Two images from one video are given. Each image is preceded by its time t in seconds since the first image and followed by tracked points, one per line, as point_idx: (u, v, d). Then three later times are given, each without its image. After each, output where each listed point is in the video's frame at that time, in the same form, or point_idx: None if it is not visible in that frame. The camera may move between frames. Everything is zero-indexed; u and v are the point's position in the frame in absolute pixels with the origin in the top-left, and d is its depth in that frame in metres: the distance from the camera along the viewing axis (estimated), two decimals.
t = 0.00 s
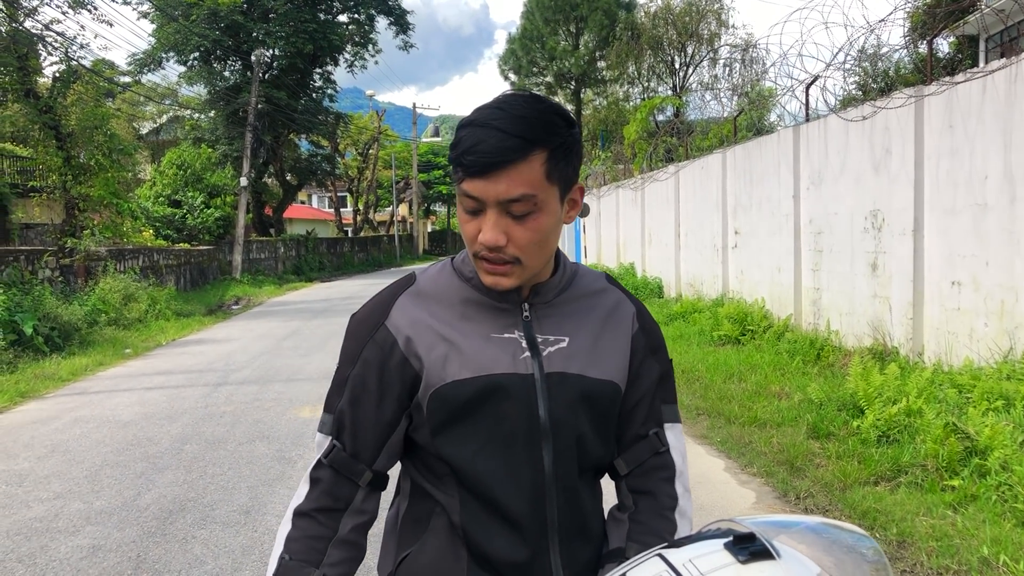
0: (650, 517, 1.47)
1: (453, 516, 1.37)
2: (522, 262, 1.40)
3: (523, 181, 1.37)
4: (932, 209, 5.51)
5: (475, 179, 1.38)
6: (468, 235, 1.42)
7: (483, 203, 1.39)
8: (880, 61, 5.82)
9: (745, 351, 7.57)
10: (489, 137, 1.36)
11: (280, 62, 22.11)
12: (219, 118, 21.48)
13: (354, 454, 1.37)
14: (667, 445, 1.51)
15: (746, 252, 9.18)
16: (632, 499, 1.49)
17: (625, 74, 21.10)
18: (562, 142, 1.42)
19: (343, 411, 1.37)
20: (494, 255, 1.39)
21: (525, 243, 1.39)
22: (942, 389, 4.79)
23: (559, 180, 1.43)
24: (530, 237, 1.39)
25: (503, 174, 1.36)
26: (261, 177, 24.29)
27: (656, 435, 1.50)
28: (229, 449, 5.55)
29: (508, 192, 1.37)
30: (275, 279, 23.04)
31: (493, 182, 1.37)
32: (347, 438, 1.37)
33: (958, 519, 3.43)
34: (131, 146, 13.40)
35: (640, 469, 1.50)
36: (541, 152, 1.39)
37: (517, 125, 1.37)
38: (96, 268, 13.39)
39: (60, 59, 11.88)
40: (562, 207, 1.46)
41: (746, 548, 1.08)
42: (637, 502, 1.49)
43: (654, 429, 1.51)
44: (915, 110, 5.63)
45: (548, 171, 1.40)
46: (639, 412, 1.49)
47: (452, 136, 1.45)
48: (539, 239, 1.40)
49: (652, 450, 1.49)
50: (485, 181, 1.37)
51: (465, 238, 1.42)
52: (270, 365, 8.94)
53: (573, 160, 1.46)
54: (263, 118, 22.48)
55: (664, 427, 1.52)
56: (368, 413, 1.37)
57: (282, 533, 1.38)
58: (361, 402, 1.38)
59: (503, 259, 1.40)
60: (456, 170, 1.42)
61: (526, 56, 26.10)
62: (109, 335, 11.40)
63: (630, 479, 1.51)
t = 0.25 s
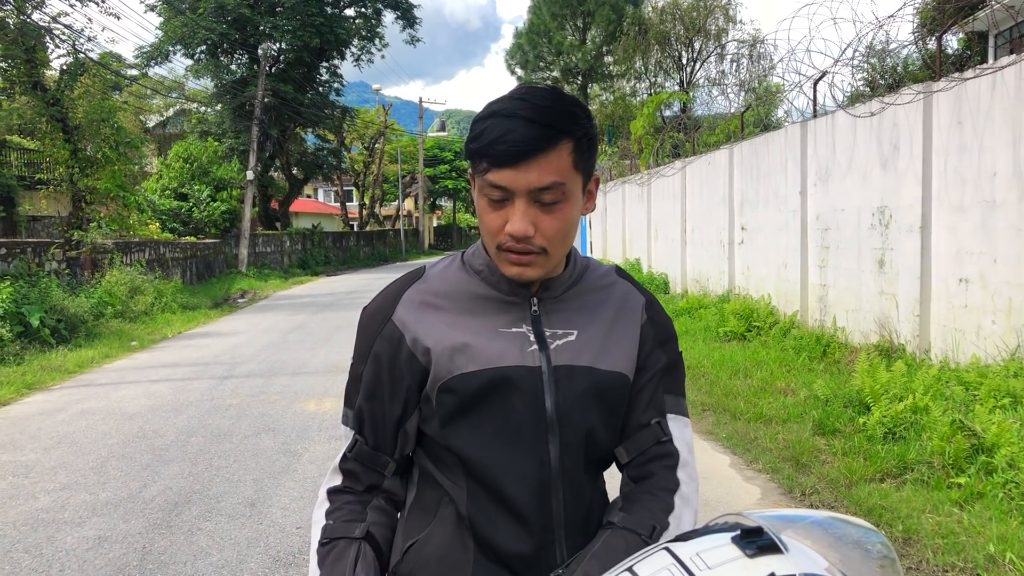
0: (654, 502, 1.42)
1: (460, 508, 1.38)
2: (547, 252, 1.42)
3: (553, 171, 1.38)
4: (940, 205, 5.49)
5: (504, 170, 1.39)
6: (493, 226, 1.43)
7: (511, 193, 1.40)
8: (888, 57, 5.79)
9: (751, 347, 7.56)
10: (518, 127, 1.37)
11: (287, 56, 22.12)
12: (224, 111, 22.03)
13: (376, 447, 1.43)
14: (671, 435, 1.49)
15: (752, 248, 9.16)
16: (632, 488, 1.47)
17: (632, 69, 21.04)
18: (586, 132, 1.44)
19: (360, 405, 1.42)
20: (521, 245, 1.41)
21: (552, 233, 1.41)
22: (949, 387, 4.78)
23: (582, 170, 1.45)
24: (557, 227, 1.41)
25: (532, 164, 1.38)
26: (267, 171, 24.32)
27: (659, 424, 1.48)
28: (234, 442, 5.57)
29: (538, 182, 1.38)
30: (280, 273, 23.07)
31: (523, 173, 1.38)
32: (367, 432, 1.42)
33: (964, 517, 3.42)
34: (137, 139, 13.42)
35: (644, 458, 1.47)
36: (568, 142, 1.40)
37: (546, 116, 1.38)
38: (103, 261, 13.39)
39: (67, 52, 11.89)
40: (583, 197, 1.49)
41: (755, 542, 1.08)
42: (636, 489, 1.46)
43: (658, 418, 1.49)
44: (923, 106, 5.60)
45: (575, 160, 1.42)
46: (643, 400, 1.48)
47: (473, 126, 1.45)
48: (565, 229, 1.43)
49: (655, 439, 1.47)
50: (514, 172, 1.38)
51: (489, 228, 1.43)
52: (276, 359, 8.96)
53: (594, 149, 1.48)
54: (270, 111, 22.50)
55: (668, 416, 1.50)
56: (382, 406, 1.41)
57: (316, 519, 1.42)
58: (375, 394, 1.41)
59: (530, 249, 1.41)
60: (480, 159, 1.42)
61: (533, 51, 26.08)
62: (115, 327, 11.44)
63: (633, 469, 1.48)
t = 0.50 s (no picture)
0: (642, 464, 1.39)
1: (458, 502, 1.39)
2: (565, 237, 1.46)
3: (574, 156, 1.43)
4: (944, 203, 5.47)
5: (527, 153, 1.42)
6: (511, 212, 1.45)
7: (532, 177, 1.43)
8: (892, 55, 5.77)
9: (754, 345, 7.55)
10: (540, 112, 1.41)
11: (290, 51, 22.11)
12: (229, 106, 21.24)
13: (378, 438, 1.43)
14: (666, 423, 1.45)
15: (755, 246, 9.16)
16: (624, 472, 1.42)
17: (636, 66, 21.03)
18: (598, 121, 1.50)
19: (362, 396, 1.43)
20: (541, 231, 1.44)
21: (571, 218, 1.45)
22: (951, 386, 4.77)
23: (595, 159, 1.50)
24: (576, 211, 1.46)
25: (554, 149, 1.42)
26: (271, 166, 24.34)
27: (655, 412, 1.45)
28: (236, 436, 5.58)
29: (560, 166, 1.43)
30: (283, 268, 23.09)
31: (546, 157, 1.42)
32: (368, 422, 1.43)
33: (966, 515, 3.42)
34: (141, 134, 13.44)
35: (635, 444, 1.43)
36: (586, 128, 1.46)
37: (568, 101, 1.42)
38: (106, 255, 13.44)
39: (71, 46, 11.89)
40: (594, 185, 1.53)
41: (756, 538, 1.08)
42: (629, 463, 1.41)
43: (654, 406, 1.46)
44: (927, 104, 5.58)
45: (590, 147, 1.47)
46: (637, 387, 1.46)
47: (488, 116, 1.47)
48: (581, 214, 1.47)
49: (649, 425, 1.43)
50: (536, 156, 1.42)
51: (506, 215, 1.46)
52: (278, 354, 8.98)
53: (602, 141, 1.54)
54: (274, 106, 22.52)
55: (664, 406, 1.47)
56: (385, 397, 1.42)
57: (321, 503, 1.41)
58: (376, 385, 1.42)
59: (550, 233, 1.44)
60: (499, 145, 1.45)
61: (537, 48, 26.06)
62: (118, 322, 11.46)
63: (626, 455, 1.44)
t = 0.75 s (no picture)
0: (649, 458, 1.41)
1: (452, 498, 1.38)
2: (559, 223, 1.46)
3: (567, 142, 1.44)
4: (939, 206, 5.48)
5: (520, 137, 1.43)
6: (505, 196, 1.45)
7: (526, 162, 1.44)
8: (888, 57, 5.78)
9: (748, 346, 7.55)
10: (534, 98, 1.43)
11: (287, 51, 22.08)
12: (226, 106, 21.72)
13: (373, 426, 1.40)
14: (663, 428, 1.47)
15: (751, 247, 9.16)
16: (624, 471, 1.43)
17: (632, 68, 21.05)
18: (591, 114, 1.51)
19: (353, 385, 1.39)
20: (535, 214, 1.44)
21: (565, 204, 1.45)
22: (945, 387, 4.77)
23: (589, 151, 1.51)
24: (569, 198, 1.46)
25: (548, 133, 1.43)
26: (267, 166, 24.30)
27: (651, 416, 1.46)
28: (231, 436, 5.56)
29: (554, 150, 1.44)
30: (279, 268, 23.04)
31: (540, 141, 1.43)
32: (362, 410, 1.39)
33: (959, 518, 3.43)
34: (137, 133, 13.41)
35: (634, 448, 1.44)
36: (579, 118, 1.47)
37: (560, 89, 1.44)
38: (101, 254, 13.39)
39: (67, 45, 11.86)
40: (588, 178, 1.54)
41: (746, 543, 1.07)
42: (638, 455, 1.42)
43: (651, 411, 1.47)
44: (923, 106, 5.59)
45: (584, 137, 1.48)
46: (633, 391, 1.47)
47: (483, 107, 1.49)
48: (575, 201, 1.47)
49: (646, 430, 1.45)
50: (530, 140, 1.43)
51: (500, 199, 1.45)
52: (274, 353, 8.96)
53: (597, 135, 1.55)
54: (270, 106, 22.48)
55: (660, 412, 1.48)
56: (381, 387, 1.40)
57: (310, 481, 1.34)
58: (371, 375, 1.40)
59: (545, 217, 1.44)
60: (494, 133, 1.46)
61: (534, 49, 26.06)
62: (113, 321, 11.42)
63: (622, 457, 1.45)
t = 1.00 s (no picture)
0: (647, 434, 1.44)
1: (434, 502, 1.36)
2: (548, 223, 1.45)
3: (554, 143, 1.44)
4: (923, 209, 5.51)
5: (510, 138, 1.41)
6: (495, 197, 1.42)
7: (516, 161, 1.42)
8: (873, 61, 5.81)
9: (734, 349, 7.58)
10: (521, 99, 1.41)
11: (273, 53, 21.99)
12: (211, 108, 21.68)
13: (373, 419, 1.36)
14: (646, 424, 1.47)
15: (736, 250, 9.20)
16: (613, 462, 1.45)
17: (619, 71, 21.13)
18: (572, 118, 1.51)
19: (346, 385, 1.36)
20: (527, 214, 1.42)
21: (553, 204, 1.44)
22: (929, 390, 4.80)
23: (571, 154, 1.51)
24: (557, 198, 1.45)
25: (537, 133, 1.42)
26: (253, 169, 24.20)
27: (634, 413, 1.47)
28: (215, 441, 5.51)
29: (544, 151, 1.43)
30: (265, 271, 22.92)
31: (529, 142, 1.42)
32: (360, 408, 1.35)
33: (942, 519, 3.44)
34: (122, 135, 13.31)
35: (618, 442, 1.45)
36: (563, 121, 1.47)
37: (546, 92, 1.44)
38: (85, 257, 13.27)
39: (51, 47, 11.75)
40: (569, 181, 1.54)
41: (721, 549, 1.07)
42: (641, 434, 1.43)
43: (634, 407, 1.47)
44: (907, 111, 5.63)
45: (567, 140, 1.48)
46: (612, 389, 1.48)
47: (468, 108, 1.46)
48: (562, 202, 1.47)
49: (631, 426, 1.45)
50: (520, 141, 1.41)
51: (490, 201, 1.43)
52: (259, 357, 8.90)
53: (575, 140, 1.55)
54: (256, 109, 22.39)
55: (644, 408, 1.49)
56: (377, 383, 1.38)
57: (321, 481, 1.28)
58: (365, 373, 1.37)
59: (535, 217, 1.42)
60: (481, 133, 1.43)
61: (521, 52, 26.08)
62: (97, 324, 11.31)
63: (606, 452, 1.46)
